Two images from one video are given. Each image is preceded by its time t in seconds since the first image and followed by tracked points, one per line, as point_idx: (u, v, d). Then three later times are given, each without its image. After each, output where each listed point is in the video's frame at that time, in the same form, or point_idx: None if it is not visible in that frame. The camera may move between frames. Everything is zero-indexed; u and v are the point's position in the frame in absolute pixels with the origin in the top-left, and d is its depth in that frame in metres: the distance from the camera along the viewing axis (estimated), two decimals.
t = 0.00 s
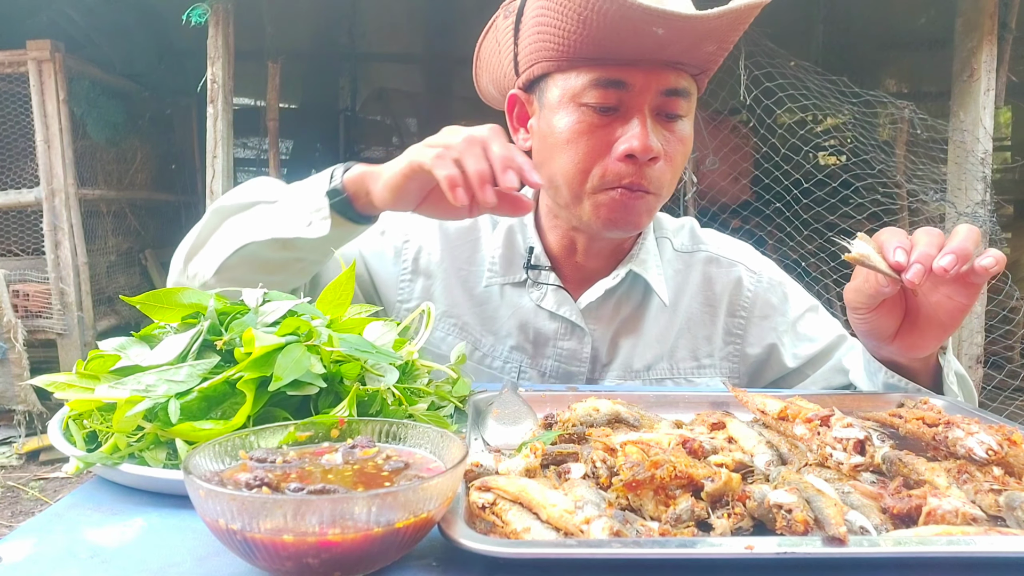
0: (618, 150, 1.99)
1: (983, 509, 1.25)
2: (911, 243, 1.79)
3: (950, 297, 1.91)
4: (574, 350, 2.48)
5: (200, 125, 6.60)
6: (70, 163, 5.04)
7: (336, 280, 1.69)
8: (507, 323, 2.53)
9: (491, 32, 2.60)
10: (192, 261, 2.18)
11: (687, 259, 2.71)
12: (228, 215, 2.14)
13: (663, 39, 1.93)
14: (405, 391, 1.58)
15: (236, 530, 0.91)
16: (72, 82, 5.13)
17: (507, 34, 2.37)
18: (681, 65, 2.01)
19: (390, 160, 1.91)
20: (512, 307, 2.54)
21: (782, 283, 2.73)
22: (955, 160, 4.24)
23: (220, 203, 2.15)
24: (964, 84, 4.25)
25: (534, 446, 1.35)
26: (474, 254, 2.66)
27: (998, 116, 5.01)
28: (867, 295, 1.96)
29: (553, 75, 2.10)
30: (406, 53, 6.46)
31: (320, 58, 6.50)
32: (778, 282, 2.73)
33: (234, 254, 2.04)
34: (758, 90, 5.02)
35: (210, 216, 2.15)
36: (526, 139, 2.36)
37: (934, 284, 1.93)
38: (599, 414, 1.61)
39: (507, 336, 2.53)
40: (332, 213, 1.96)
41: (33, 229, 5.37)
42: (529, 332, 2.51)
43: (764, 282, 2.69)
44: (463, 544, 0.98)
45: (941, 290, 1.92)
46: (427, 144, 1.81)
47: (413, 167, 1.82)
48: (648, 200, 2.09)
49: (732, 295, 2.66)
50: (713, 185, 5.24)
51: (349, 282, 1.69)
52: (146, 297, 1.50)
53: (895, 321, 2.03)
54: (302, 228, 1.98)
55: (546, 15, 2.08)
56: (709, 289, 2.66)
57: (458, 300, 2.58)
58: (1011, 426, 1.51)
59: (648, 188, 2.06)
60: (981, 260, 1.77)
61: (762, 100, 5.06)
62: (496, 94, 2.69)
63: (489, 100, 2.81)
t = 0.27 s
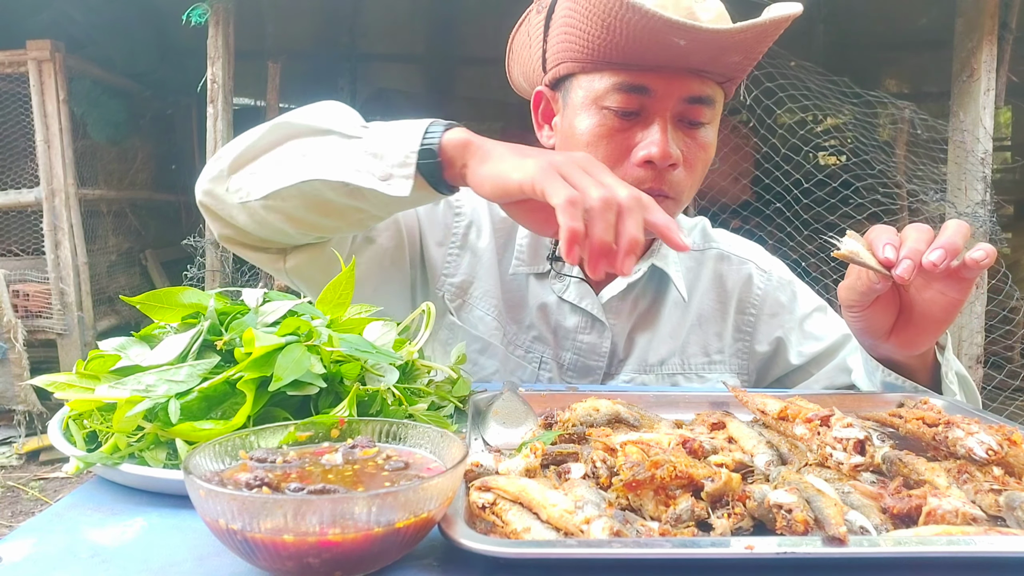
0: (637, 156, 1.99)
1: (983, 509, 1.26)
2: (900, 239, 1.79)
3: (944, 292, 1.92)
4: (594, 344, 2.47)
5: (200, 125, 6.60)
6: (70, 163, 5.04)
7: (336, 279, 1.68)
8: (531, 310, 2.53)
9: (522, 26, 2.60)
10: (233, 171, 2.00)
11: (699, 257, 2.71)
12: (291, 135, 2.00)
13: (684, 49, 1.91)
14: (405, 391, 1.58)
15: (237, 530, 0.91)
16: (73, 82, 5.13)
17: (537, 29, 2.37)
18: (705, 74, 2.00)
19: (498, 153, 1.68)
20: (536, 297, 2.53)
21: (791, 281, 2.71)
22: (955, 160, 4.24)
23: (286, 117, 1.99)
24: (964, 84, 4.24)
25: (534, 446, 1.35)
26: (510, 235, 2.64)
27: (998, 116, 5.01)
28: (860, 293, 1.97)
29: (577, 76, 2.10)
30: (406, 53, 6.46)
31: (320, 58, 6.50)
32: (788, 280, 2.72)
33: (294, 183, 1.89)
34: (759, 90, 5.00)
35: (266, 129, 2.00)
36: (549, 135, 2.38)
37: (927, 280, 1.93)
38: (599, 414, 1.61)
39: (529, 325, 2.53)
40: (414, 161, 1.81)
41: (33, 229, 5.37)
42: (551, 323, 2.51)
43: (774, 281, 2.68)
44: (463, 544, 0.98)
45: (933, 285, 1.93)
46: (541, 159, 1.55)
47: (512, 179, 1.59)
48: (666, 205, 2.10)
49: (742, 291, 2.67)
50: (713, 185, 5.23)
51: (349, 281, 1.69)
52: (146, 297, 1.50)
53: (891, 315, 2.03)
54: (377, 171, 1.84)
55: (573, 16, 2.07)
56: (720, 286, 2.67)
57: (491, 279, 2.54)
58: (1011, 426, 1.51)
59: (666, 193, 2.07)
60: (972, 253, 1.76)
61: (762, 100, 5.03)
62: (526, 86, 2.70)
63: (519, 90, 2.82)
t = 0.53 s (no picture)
0: (651, 151, 1.99)
1: (983, 509, 1.26)
2: (905, 242, 1.78)
3: (946, 295, 1.91)
4: (606, 347, 2.49)
5: (200, 125, 6.60)
6: (70, 163, 5.04)
7: (336, 281, 1.69)
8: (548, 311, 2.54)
9: (528, 28, 2.61)
10: (289, 164, 1.83)
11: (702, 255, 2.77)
12: (362, 138, 1.83)
13: (702, 39, 1.91)
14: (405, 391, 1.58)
15: (237, 530, 0.91)
16: (72, 82, 5.13)
17: (545, 31, 2.37)
18: (717, 69, 2.01)
19: (602, 212, 1.52)
20: (552, 297, 2.55)
21: (794, 279, 2.73)
22: (955, 160, 4.24)
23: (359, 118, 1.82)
24: (964, 83, 4.24)
25: (534, 446, 1.34)
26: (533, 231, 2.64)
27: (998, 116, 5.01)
28: (863, 295, 1.96)
29: (590, 73, 2.09)
30: (406, 54, 6.46)
31: (320, 58, 6.50)
32: (791, 278, 2.74)
33: (366, 200, 1.77)
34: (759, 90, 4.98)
35: (335, 126, 1.83)
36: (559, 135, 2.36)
37: (930, 282, 1.93)
38: (598, 414, 1.60)
39: (547, 327, 2.53)
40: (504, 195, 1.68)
41: (33, 229, 5.37)
42: (564, 326, 2.53)
43: (777, 278, 2.72)
44: (463, 544, 0.98)
45: (936, 287, 1.92)
46: (648, 240, 1.39)
47: (608, 248, 1.43)
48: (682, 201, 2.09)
49: (746, 288, 2.70)
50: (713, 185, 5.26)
51: (350, 281, 1.69)
52: (146, 297, 1.50)
53: (892, 318, 2.03)
54: (459, 201, 1.72)
55: (584, 12, 2.06)
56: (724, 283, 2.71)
57: (518, 281, 2.52)
58: (1011, 426, 1.52)
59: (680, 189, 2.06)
60: (979, 253, 1.75)
61: (762, 100, 5.01)
62: (531, 92, 2.70)
63: (523, 96, 2.83)
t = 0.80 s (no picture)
0: (658, 146, 1.98)
1: (983, 509, 1.26)
2: (905, 244, 1.79)
3: (947, 296, 1.92)
4: (612, 352, 2.48)
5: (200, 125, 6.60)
6: (70, 163, 5.04)
7: (335, 280, 1.70)
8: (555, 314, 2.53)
9: (530, 29, 2.61)
10: (304, 178, 1.81)
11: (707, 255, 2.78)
12: (382, 154, 1.80)
13: (708, 34, 1.93)
14: (404, 391, 1.58)
15: (236, 530, 0.91)
16: (72, 82, 5.13)
17: (547, 31, 2.38)
18: (723, 65, 2.02)
19: (637, 235, 1.49)
20: (559, 301, 2.54)
21: (798, 279, 2.73)
22: (955, 160, 4.24)
23: (381, 133, 1.78)
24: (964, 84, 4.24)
25: (534, 446, 1.34)
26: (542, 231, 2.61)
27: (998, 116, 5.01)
28: (864, 297, 1.96)
29: (594, 70, 2.09)
30: (406, 54, 6.46)
31: (320, 59, 6.50)
32: (795, 278, 2.74)
33: (387, 220, 1.75)
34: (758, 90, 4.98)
35: (354, 140, 1.79)
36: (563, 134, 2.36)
37: (931, 284, 1.94)
38: (598, 414, 1.60)
39: (554, 332, 2.53)
40: (530, 218, 1.66)
41: (33, 229, 5.37)
42: (571, 330, 2.52)
43: (781, 278, 2.72)
44: (463, 544, 0.98)
45: (937, 289, 1.93)
46: (688, 264, 1.37)
47: (646, 272, 1.40)
48: (687, 197, 2.08)
49: (750, 288, 2.71)
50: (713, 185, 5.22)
51: (349, 282, 1.70)
52: (146, 297, 1.51)
53: (892, 320, 2.02)
54: (483, 223, 1.70)
55: (590, 10, 2.06)
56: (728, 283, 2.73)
57: (525, 286, 2.52)
58: (1011, 426, 1.52)
59: (687, 185, 2.05)
60: (981, 255, 1.75)
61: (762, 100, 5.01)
62: (534, 92, 2.71)
63: (525, 98, 2.84)
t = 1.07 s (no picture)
0: (666, 145, 1.98)
1: (983, 509, 1.26)
2: (908, 241, 1.79)
3: (950, 295, 1.91)
4: (615, 355, 2.49)
5: (200, 125, 6.61)
6: (70, 163, 5.04)
7: (335, 281, 1.70)
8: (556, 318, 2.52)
9: (530, 28, 2.60)
10: (300, 192, 1.81)
11: (708, 257, 2.77)
12: (378, 170, 1.79)
13: (721, 32, 1.93)
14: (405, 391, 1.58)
15: (236, 530, 0.91)
16: (72, 82, 5.13)
17: (548, 32, 2.37)
18: (730, 65, 2.03)
19: (637, 256, 1.45)
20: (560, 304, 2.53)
21: (800, 280, 2.72)
22: (955, 160, 4.24)
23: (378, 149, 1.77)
24: (964, 84, 4.24)
25: (534, 446, 1.34)
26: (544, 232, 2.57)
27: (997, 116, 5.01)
28: (865, 295, 1.96)
29: (600, 70, 2.08)
30: (406, 54, 6.47)
31: (320, 59, 6.50)
32: (797, 279, 2.74)
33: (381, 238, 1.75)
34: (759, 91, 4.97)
35: (351, 155, 1.78)
36: (567, 135, 2.34)
37: (933, 282, 1.93)
38: (598, 414, 1.60)
39: (555, 335, 2.52)
40: (527, 240, 1.64)
41: (33, 229, 5.37)
42: (573, 334, 2.52)
43: (782, 280, 2.72)
44: (463, 544, 0.98)
45: (940, 288, 1.92)
46: (693, 286, 1.33)
47: (651, 297, 1.36)
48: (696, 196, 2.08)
49: (751, 290, 2.72)
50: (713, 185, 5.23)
51: (347, 283, 1.70)
52: (145, 297, 1.51)
53: (894, 319, 2.02)
54: (479, 244, 1.68)
55: (595, 9, 2.06)
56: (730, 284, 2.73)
57: (526, 291, 2.50)
58: (1010, 427, 1.52)
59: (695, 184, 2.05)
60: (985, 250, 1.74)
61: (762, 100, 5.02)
62: (531, 93, 2.70)
63: (522, 98, 2.83)
